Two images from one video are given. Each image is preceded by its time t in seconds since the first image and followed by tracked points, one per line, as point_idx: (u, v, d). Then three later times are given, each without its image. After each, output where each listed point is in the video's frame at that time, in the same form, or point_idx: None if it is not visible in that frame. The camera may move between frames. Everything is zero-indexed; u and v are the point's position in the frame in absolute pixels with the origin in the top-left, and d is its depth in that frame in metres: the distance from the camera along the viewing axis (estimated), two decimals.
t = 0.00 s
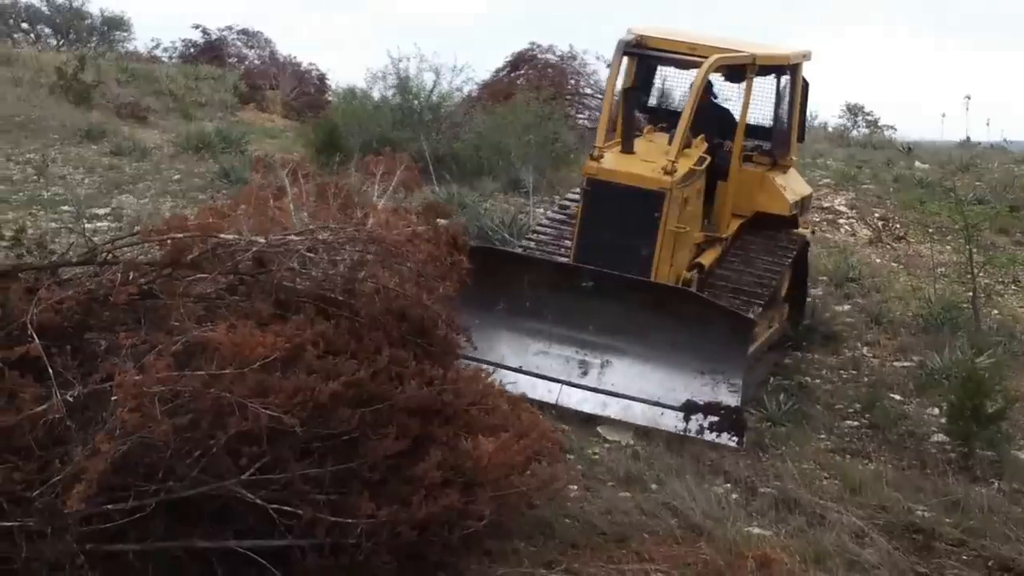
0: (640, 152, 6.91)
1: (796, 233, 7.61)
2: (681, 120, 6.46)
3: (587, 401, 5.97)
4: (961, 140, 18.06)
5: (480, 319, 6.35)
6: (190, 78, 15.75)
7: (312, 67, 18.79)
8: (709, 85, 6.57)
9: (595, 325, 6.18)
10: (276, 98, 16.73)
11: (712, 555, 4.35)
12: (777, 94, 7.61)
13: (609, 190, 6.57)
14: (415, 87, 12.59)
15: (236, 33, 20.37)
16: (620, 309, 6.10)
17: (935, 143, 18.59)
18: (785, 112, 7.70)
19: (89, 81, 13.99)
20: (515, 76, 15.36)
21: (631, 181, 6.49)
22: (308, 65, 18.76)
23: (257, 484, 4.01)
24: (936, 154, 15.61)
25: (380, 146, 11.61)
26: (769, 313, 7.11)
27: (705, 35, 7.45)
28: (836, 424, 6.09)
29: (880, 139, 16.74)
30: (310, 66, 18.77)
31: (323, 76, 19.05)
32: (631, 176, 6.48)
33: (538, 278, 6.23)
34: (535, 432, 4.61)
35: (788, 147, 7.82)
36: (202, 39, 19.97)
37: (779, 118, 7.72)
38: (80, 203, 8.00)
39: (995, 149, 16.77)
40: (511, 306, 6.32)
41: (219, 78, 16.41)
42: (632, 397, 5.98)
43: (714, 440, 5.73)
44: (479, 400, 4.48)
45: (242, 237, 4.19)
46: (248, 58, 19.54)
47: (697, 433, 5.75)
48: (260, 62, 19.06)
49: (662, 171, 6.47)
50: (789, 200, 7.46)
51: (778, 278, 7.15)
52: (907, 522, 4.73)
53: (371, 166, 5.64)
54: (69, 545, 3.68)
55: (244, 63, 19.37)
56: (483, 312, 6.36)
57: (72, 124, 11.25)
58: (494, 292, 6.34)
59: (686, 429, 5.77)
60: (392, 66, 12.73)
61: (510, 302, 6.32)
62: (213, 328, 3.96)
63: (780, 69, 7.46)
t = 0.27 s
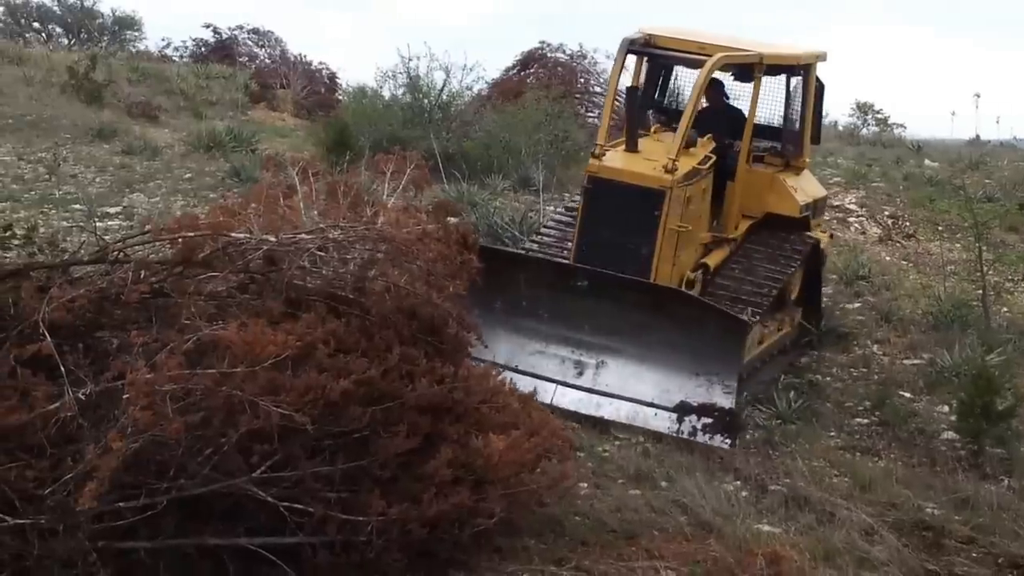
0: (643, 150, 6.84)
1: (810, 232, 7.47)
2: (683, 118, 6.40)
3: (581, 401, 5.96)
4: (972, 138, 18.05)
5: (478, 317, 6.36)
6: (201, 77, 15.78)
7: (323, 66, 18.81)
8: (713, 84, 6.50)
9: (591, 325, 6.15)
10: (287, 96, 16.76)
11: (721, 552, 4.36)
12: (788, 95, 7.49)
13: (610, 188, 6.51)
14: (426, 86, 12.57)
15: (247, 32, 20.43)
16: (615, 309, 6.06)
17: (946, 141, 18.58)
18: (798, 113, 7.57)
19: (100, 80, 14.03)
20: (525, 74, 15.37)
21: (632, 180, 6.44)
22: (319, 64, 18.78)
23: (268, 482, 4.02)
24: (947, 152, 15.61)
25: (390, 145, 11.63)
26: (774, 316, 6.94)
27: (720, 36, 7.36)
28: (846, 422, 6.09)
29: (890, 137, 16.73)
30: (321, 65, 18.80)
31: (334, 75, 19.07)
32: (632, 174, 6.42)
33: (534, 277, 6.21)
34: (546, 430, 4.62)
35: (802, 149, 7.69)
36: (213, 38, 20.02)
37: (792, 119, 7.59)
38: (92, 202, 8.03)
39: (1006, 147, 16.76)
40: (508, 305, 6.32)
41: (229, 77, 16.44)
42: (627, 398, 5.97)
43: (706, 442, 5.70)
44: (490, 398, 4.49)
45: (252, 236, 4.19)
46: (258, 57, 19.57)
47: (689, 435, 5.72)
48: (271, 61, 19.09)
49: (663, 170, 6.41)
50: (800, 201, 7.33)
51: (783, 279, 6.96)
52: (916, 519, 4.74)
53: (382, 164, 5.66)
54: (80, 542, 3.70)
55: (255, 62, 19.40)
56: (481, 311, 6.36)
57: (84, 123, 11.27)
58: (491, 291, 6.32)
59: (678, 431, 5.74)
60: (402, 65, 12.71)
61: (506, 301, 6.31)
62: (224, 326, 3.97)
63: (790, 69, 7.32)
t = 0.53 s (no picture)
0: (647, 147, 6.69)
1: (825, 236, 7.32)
2: (683, 115, 6.25)
3: (573, 401, 5.94)
4: (982, 136, 18.04)
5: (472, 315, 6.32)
6: (211, 77, 15.82)
7: (333, 64, 18.83)
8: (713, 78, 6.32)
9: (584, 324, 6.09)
10: (298, 95, 16.78)
11: (732, 549, 4.37)
12: (800, 96, 7.31)
13: (609, 185, 6.36)
14: (436, 85, 12.58)
15: (258, 32, 20.48)
16: (607, 309, 5.99)
17: (957, 139, 18.56)
18: (811, 114, 7.39)
19: (111, 79, 14.07)
20: (535, 73, 15.38)
21: (630, 177, 6.28)
22: (329, 62, 18.80)
23: (279, 480, 4.03)
24: (956, 150, 15.60)
25: (400, 143, 11.65)
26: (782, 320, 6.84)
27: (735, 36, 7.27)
28: (856, 420, 6.10)
29: (900, 136, 16.73)
30: (331, 64, 18.82)
31: (345, 74, 19.08)
32: (631, 171, 6.26)
33: (527, 277, 6.15)
34: (556, 428, 4.63)
35: (816, 150, 7.52)
36: (223, 37, 20.08)
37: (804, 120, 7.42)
38: (103, 201, 8.05)
39: (1016, 146, 16.74)
40: (502, 303, 6.26)
41: (240, 77, 16.48)
42: (618, 398, 5.95)
43: (695, 443, 5.69)
44: (500, 396, 4.50)
45: (263, 234, 4.19)
46: (269, 56, 19.60)
47: (678, 436, 5.70)
48: (281, 60, 19.12)
49: (662, 167, 6.23)
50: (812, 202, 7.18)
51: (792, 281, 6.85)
52: (927, 516, 4.74)
53: (392, 163, 5.67)
54: (92, 540, 3.71)
55: (265, 61, 19.43)
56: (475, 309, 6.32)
57: (95, 122, 11.29)
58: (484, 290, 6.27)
59: (667, 432, 5.72)
60: (412, 64, 12.73)
61: (499, 300, 6.25)
62: (235, 325, 3.97)
63: (800, 70, 7.12)
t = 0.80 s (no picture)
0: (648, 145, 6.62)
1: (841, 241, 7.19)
2: (680, 113, 6.17)
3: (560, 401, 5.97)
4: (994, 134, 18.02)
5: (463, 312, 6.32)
6: (222, 76, 15.85)
7: (344, 63, 18.85)
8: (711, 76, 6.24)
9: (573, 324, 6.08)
10: (310, 94, 16.80)
11: (742, 547, 4.38)
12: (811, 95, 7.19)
13: (605, 183, 6.29)
14: (446, 83, 12.61)
15: (269, 31, 20.51)
16: (596, 310, 5.98)
17: (968, 137, 18.54)
18: (825, 114, 7.22)
19: (123, 78, 14.10)
20: (546, 71, 15.39)
21: (627, 175, 6.21)
22: (340, 61, 18.83)
23: (290, 478, 4.04)
24: (967, 148, 15.60)
25: (411, 142, 11.66)
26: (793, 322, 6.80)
27: (751, 36, 7.19)
28: (866, 417, 6.10)
29: (910, 134, 16.72)
30: (342, 62, 18.84)
31: (356, 73, 19.10)
32: (627, 169, 6.19)
33: (518, 276, 6.12)
34: (567, 426, 4.64)
35: (833, 152, 7.32)
36: (234, 37, 20.12)
37: (818, 121, 7.25)
38: (115, 200, 8.08)
39: None
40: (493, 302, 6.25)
41: (251, 76, 16.51)
42: (604, 399, 5.97)
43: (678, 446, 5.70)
44: (511, 394, 4.51)
45: (274, 233, 4.19)
46: (280, 55, 19.63)
47: (661, 438, 5.71)
48: (292, 58, 19.14)
49: (658, 166, 6.16)
50: (824, 204, 7.08)
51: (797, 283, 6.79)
52: (937, 514, 4.75)
53: (401, 162, 5.69)
54: (105, 538, 3.72)
55: (276, 60, 19.45)
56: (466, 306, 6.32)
57: (106, 121, 11.31)
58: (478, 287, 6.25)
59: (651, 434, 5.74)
60: (423, 62, 12.69)
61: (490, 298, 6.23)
62: (247, 323, 3.98)
63: (811, 67, 7.02)
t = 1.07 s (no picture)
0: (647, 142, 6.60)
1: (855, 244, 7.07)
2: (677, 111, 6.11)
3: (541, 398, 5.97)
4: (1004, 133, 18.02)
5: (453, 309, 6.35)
6: (233, 75, 15.88)
7: (355, 62, 18.87)
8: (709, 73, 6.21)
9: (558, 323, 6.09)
10: (321, 93, 16.83)
11: (753, 545, 4.38)
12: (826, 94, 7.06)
13: (602, 180, 6.26)
14: (457, 82, 12.64)
15: (280, 30, 20.55)
16: (580, 308, 5.99)
17: (978, 135, 18.53)
18: (841, 114, 7.08)
19: (134, 77, 14.14)
20: (556, 70, 15.41)
21: (623, 172, 6.19)
22: (351, 60, 18.85)
23: (302, 477, 4.05)
24: (978, 147, 15.60)
25: (421, 140, 11.67)
26: (805, 326, 6.75)
27: (768, 36, 7.12)
28: (876, 416, 6.11)
29: (921, 132, 16.71)
30: (353, 61, 18.86)
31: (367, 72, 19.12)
32: (624, 166, 6.18)
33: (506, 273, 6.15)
34: (579, 425, 4.64)
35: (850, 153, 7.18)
36: (246, 36, 20.17)
37: (834, 121, 7.12)
38: (126, 199, 8.10)
39: None
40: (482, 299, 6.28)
41: (262, 75, 16.53)
42: (586, 397, 5.96)
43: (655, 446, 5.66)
44: (523, 393, 4.51)
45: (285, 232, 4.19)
46: (291, 54, 19.65)
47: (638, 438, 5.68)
48: (304, 57, 19.17)
49: (654, 163, 6.14)
50: (836, 206, 6.96)
51: (807, 285, 6.70)
52: (948, 512, 4.75)
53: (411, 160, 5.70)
54: (117, 537, 3.72)
55: (287, 59, 19.47)
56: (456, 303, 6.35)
57: (118, 121, 11.33)
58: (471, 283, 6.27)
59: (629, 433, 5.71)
60: (434, 60, 12.80)
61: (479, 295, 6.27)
62: (259, 322, 3.98)
63: (824, 68, 6.90)
